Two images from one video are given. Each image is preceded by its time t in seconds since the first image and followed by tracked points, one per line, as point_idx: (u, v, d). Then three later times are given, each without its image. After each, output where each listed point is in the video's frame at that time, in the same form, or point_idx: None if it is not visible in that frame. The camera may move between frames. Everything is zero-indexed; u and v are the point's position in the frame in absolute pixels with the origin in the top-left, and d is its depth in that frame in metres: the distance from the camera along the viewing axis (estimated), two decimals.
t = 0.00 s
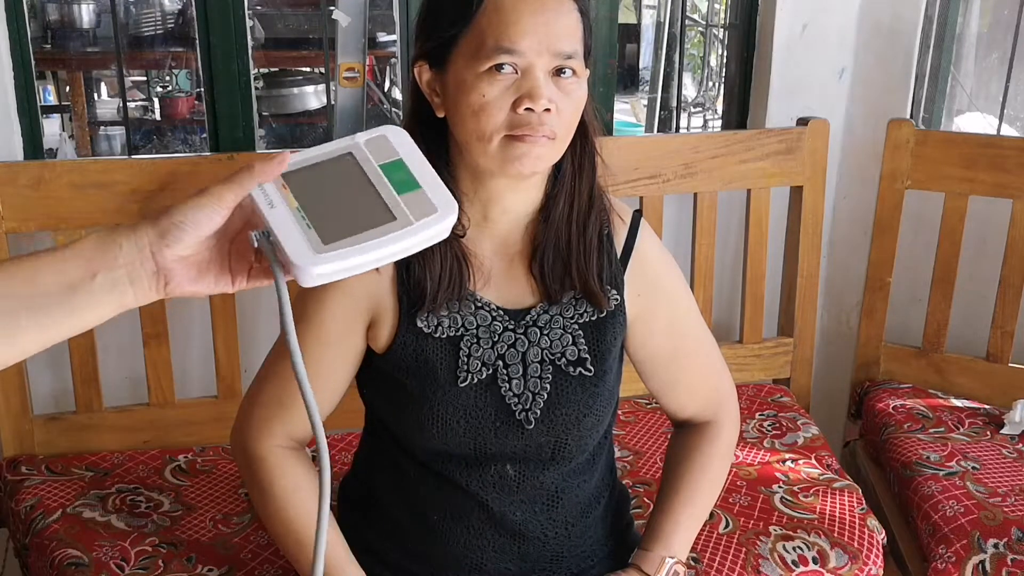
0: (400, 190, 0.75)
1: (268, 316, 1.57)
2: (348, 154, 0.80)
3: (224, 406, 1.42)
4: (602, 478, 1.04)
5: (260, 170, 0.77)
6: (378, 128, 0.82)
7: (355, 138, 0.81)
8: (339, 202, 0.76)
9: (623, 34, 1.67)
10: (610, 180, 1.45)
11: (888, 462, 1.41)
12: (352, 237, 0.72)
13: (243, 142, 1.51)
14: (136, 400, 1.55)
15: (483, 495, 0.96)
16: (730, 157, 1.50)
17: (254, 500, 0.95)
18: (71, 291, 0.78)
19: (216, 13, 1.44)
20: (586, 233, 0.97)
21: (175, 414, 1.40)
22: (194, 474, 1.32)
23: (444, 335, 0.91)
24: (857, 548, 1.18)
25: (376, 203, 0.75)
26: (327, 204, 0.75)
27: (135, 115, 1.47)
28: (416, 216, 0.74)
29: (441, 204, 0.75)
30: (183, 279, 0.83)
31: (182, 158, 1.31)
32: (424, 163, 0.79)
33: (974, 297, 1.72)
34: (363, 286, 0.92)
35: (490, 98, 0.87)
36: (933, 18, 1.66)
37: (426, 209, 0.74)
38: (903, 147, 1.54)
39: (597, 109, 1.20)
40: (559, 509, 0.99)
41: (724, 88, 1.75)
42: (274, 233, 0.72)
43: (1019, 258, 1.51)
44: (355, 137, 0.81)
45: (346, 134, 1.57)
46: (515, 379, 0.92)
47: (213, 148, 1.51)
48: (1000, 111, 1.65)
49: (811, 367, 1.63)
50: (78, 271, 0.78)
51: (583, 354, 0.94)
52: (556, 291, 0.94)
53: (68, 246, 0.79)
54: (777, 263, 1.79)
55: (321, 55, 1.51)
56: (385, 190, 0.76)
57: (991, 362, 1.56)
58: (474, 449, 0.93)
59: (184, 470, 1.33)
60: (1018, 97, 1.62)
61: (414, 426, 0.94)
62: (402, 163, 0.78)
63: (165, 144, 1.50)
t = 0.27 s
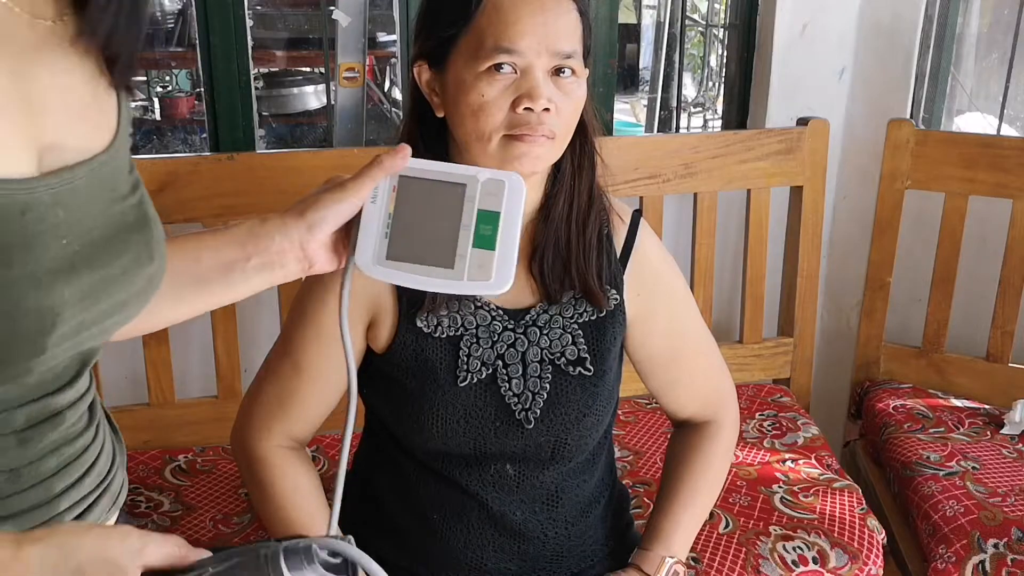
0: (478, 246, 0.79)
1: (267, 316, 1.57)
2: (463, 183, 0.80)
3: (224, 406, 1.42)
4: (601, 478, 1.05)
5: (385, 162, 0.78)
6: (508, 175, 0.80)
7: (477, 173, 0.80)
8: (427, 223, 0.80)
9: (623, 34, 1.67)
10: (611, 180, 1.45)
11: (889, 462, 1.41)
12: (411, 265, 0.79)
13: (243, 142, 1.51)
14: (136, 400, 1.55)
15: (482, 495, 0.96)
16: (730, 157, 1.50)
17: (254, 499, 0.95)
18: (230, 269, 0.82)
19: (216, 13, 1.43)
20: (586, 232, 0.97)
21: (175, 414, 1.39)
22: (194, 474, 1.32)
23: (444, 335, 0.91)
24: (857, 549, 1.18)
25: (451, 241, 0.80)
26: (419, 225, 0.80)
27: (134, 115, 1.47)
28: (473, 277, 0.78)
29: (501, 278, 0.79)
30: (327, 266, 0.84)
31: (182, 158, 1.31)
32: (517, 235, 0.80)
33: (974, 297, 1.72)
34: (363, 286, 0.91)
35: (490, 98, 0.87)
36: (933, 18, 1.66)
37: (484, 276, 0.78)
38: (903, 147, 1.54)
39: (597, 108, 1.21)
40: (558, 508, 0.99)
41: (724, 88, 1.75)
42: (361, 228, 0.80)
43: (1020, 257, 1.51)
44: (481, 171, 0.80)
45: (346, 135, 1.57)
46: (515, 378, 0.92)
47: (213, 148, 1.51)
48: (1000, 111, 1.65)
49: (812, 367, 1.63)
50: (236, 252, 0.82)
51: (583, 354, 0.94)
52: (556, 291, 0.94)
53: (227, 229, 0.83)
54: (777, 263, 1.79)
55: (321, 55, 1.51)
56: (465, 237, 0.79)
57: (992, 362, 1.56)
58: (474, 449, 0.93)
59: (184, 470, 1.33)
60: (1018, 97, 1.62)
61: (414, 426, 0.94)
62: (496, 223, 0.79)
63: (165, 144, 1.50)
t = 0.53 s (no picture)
0: (541, 211, 0.78)
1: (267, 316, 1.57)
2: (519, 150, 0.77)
3: (224, 406, 1.42)
4: (601, 477, 1.04)
5: (436, 143, 0.77)
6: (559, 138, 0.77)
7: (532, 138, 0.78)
8: (489, 193, 0.78)
9: (623, 34, 1.67)
10: (610, 180, 1.45)
11: (889, 462, 1.41)
12: (485, 237, 0.78)
13: (243, 142, 1.51)
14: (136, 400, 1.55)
15: (482, 494, 0.95)
16: (730, 157, 1.50)
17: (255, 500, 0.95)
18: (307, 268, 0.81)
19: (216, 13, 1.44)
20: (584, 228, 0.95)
21: (175, 414, 1.40)
22: (194, 474, 1.32)
23: (444, 333, 0.91)
24: (857, 549, 1.18)
25: (515, 209, 0.78)
26: (480, 196, 0.78)
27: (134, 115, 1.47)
28: (544, 241, 0.78)
29: (570, 238, 0.79)
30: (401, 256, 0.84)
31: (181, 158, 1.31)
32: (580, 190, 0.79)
33: (974, 297, 1.72)
34: (362, 285, 0.91)
35: (486, 95, 0.87)
36: (933, 18, 1.66)
37: (554, 238, 0.78)
38: (903, 147, 1.54)
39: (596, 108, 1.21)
40: (559, 508, 0.98)
41: (724, 88, 1.75)
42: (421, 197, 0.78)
43: (1019, 258, 1.51)
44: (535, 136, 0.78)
45: (346, 135, 1.57)
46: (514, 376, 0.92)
47: (212, 148, 1.51)
48: (1000, 111, 1.65)
49: (811, 367, 1.63)
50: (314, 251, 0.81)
51: (582, 352, 0.94)
52: (554, 289, 0.94)
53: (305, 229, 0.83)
54: (777, 263, 1.79)
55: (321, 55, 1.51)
56: (529, 204, 0.78)
57: (992, 362, 1.56)
58: (474, 448, 0.93)
59: (184, 470, 1.33)
60: (1018, 97, 1.62)
61: (414, 425, 0.94)
62: (558, 183, 0.78)
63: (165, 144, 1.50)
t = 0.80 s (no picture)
0: (540, 204, 0.79)
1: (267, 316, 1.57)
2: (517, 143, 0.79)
3: (224, 406, 1.42)
4: (602, 475, 1.04)
5: (437, 133, 0.78)
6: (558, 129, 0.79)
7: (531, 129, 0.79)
8: (489, 183, 0.80)
9: (623, 33, 1.66)
10: (610, 180, 1.45)
11: (889, 462, 1.41)
12: (484, 232, 0.79)
13: (242, 142, 1.51)
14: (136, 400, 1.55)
15: (482, 490, 0.96)
16: (730, 157, 1.50)
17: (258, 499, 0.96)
18: (305, 259, 0.81)
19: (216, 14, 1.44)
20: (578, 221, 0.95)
21: (174, 414, 1.40)
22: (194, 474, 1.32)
23: (442, 326, 0.92)
24: (857, 549, 1.18)
25: (515, 202, 0.79)
26: (480, 191, 0.79)
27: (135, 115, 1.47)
28: (541, 235, 0.79)
29: (567, 233, 0.79)
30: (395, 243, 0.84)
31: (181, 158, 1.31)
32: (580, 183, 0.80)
33: (974, 298, 1.72)
34: (360, 279, 0.91)
35: (478, 87, 0.87)
36: (933, 18, 1.66)
37: (551, 233, 0.79)
38: (903, 147, 1.54)
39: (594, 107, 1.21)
40: (559, 505, 0.98)
41: (724, 88, 1.75)
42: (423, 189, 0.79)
43: (1019, 258, 1.51)
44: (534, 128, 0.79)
45: (346, 135, 1.57)
46: (512, 369, 0.93)
47: (212, 148, 1.51)
48: (1000, 111, 1.65)
49: (811, 367, 1.63)
50: (310, 242, 0.81)
51: (581, 345, 0.94)
52: (552, 282, 0.94)
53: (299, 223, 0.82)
54: (777, 263, 1.79)
55: (321, 54, 1.51)
56: (528, 198, 0.79)
57: (991, 362, 1.56)
58: (473, 442, 0.94)
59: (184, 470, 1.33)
60: (1018, 98, 1.62)
61: (414, 420, 0.94)
62: (557, 179, 0.79)
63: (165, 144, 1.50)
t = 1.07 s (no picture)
0: (478, 144, 0.79)
1: (267, 316, 1.57)
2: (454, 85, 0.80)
3: (224, 406, 1.42)
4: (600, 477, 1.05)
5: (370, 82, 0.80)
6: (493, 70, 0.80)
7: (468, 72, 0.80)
8: (428, 130, 0.80)
9: (623, 34, 1.66)
10: (610, 180, 1.45)
11: (889, 463, 1.41)
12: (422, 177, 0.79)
13: (242, 142, 1.51)
14: (136, 401, 1.55)
15: (476, 489, 0.97)
16: (730, 157, 1.50)
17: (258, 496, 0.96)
18: (242, 215, 0.81)
19: (216, 14, 1.44)
20: (571, 217, 0.99)
21: (175, 414, 1.40)
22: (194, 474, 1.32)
23: (434, 321, 0.94)
24: (857, 549, 1.18)
25: (454, 146, 0.79)
26: (418, 138, 0.80)
27: (135, 115, 1.47)
28: (480, 175, 0.78)
29: (506, 172, 0.78)
30: (337, 200, 0.86)
31: (181, 158, 1.31)
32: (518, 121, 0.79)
33: (974, 298, 1.72)
34: (356, 273, 0.93)
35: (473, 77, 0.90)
36: (933, 18, 1.66)
37: (490, 172, 0.78)
38: (903, 148, 1.55)
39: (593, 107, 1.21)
40: (554, 504, 0.99)
41: (724, 88, 1.75)
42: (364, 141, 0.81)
43: (1019, 258, 1.51)
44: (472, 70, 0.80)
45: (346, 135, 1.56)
46: (503, 366, 0.95)
47: (212, 148, 1.51)
48: (1000, 111, 1.65)
49: (811, 367, 1.63)
50: (245, 198, 0.81)
51: (572, 342, 0.96)
52: (544, 276, 0.97)
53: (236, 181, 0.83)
54: (777, 263, 1.79)
55: (321, 55, 1.52)
56: (466, 138, 0.79)
57: (992, 362, 1.56)
58: (465, 439, 0.96)
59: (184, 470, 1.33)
60: (1018, 97, 1.62)
61: (408, 417, 0.96)
62: (494, 118, 0.79)
63: (165, 144, 1.50)
